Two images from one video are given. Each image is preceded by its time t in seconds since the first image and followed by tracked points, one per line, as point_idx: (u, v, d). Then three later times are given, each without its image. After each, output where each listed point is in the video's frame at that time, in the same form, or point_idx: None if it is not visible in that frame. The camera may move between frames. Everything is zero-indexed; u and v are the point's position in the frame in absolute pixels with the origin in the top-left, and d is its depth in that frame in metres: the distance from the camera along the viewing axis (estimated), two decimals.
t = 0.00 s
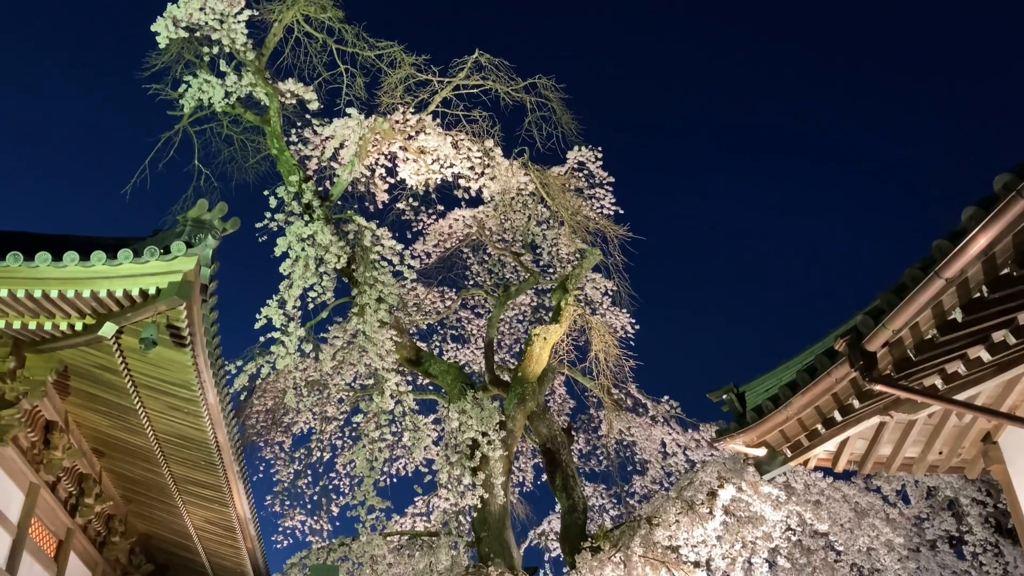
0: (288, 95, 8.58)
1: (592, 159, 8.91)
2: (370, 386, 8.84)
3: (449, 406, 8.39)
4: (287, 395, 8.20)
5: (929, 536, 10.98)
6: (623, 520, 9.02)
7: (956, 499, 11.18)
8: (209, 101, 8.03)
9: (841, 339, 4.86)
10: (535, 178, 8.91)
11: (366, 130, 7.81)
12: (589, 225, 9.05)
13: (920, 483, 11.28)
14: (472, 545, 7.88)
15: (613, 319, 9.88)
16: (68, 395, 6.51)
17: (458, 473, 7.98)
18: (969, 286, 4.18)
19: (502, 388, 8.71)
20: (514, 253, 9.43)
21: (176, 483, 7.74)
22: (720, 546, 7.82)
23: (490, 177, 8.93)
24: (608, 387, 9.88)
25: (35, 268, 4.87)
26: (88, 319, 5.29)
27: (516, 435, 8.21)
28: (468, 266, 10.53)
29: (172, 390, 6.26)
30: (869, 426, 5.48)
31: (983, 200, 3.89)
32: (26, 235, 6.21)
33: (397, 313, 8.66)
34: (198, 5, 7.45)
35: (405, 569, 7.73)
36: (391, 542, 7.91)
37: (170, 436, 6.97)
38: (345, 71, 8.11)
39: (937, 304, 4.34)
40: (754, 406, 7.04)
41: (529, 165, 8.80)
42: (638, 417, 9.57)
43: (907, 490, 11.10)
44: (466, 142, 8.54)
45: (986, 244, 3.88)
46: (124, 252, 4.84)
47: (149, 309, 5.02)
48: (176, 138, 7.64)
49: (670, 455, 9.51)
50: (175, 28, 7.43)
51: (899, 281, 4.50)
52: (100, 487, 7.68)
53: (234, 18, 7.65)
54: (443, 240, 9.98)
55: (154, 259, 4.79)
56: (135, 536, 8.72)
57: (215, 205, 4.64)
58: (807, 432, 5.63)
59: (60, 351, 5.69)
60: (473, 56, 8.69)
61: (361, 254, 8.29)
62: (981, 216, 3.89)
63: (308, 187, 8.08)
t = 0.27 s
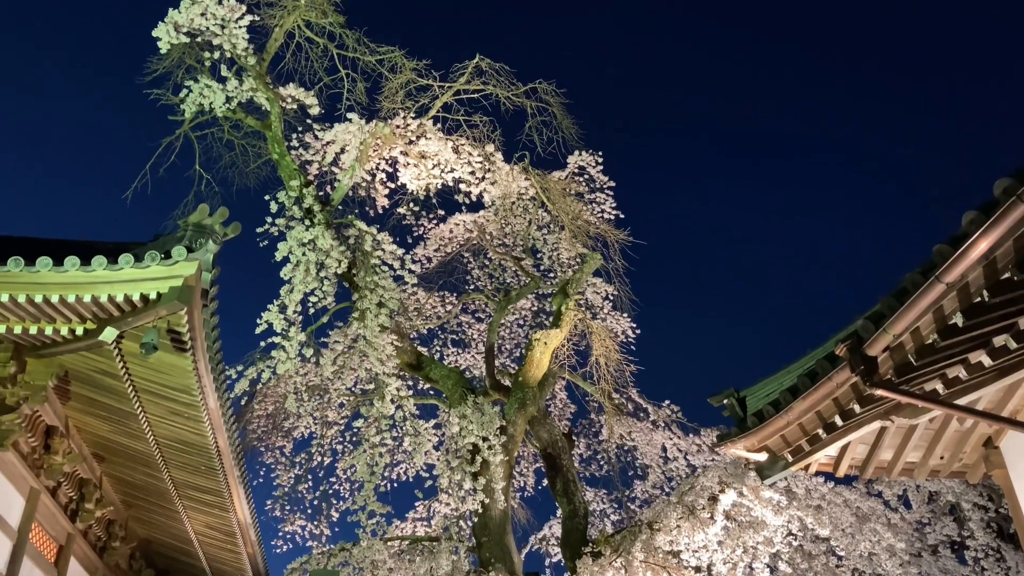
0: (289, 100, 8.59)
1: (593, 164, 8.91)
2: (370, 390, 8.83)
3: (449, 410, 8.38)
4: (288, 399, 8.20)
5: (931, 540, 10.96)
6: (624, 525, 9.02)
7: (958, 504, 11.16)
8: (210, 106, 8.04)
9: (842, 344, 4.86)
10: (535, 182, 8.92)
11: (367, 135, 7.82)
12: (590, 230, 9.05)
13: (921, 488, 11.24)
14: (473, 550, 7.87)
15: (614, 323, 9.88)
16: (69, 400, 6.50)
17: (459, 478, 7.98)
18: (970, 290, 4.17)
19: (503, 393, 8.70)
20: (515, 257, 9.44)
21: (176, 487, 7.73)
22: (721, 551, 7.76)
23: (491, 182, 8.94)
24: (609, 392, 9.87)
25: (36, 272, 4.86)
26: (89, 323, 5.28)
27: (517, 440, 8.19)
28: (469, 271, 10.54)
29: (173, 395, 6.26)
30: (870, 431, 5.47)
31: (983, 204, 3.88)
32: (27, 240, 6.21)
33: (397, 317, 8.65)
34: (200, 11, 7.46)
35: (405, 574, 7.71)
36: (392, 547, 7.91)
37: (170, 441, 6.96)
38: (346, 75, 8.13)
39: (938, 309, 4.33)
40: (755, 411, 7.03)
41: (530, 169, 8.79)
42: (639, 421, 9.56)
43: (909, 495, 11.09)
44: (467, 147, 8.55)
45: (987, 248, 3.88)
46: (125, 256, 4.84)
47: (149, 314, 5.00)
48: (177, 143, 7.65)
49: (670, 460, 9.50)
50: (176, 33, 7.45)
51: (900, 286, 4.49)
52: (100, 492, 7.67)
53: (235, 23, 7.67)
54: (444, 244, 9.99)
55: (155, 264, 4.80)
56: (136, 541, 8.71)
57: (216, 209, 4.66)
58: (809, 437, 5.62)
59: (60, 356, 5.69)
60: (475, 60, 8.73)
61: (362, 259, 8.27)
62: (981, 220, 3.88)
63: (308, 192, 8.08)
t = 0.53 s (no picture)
0: (290, 105, 8.61)
1: (594, 169, 8.91)
2: (371, 395, 8.82)
3: (450, 415, 8.38)
4: (288, 404, 8.19)
5: (932, 545, 10.95)
6: (626, 530, 9.00)
7: (960, 509, 11.14)
8: (211, 111, 8.05)
9: (843, 348, 4.85)
10: (536, 187, 8.94)
11: (368, 140, 7.81)
12: (590, 234, 9.05)
13: (922, 493, 11.21)
14: (474, 556, 7.86)
15: (615, 328, 9.88)
16: (69, 405, 6.49)
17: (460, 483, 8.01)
18: (970, 295, 4.17)
19: (504, 397, 8.70)
20: (516, 262, 9.44)
21: (177, 493, 7.72)
22: (722, 555, 7.71)
23: (491, 187, 8.96)
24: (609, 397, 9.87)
25: (37, 277, 4.87)
26: (89, 328, 5.28)
27: (517, 445, 8.17)
28: (470, 275, 10.55)
29: (174, 400, 6.25)
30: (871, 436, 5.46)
31: (984, 209, 3.88)
32: (27, 245, 6.21)
33: (398, 322, 8.64)
34: (201, 16, 7.48)
35: None
36: (392, 552, 7.93)
37: (170, 446, 6.95)
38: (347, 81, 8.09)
39: (939, 314, 4.32)
40: (756, 416, 7.02)
41: (530, 174, 8.81)
42: (640, 426, 9.54)
43: (910, 500, 11.08)
44: (468, 152, 8.56)
45: (988, 253, 3.87)
46: (126, 261, 4.84)
47: (150, 319, 4.99)
48: (178, 148, 7.65)
49: (671, 465, 9.49)
50: (177, 38, 7.46)
51: (900, 290, 4.48)
52: (101, 497, 7.66)
53: (236, 28, 7.69)
54: (445, 249, 9.99)
55: (156, 269, 4.80)
56: (136, 546, 8.69)
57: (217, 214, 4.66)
58: (810, 441, 5.60)
59: (61, 361, 5.68)
60: (476, 65, 8.77)
61: (363, 264, 8.27)
62: (982, 225, 3.88)
63: (309, 197, 8.07)
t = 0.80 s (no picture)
0: (291, 110, 8.62)
1: (595, 173, 8.90)
2: (372, 400, 8.82)
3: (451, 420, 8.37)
4: (289, 409, 8.18)
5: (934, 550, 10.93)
6: (627, 535, 8.99)
7: (961, 513, 11.13)
8: (212, 116, 8.06)
9: (843, 352, 4.84)
10: (536, 192, 8.94)
11: (368, 144, 7.82)
12: (591, 239, 9.04)
13: (923, 498, 11.20)
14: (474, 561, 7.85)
15: (616, 332, 9.88)
16: (70, 409, 6.49)
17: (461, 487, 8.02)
18: (971, 299, 4.16)
19: (505, 402, 8.70)
20: (517, 266, 9.45)
21: (177, 497, 7.71)
22: (723, 560, 7.73)
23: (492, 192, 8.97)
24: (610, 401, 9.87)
25: (39, 282, 4.88)
26: (90, 333, 5.27)
27: (518, 449, 8.16)
28: (471, 279, 10.55)
29: (174, 404, 6.25)
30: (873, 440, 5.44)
31: (985, 213, 3.88)
32: (28, 249, 6.21)
33: (398, 326, 8.63)
34: (202, 21, 7.49)
35: None
36: (393, 557, 7.92)
37: (171, 450, 6.95)
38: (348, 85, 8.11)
39: (940, 318, 4.32)
40: (756, 420, 7.02)
41: (530, 178, 8.81)
42: (641, 430, 9.52)
43: (912, 504, 11.07)
44: (469, 156, 8.57)
45: (989, 257, 3.87)
46: (127, 265, 4.84)
47: (151, 323, 4.98)
48: (178, 152, 7.66)
49: (672, 469, 9.47)
50: (178, 43, 7.48)
51: (901, 294, 4.48)
52: (101, 501, 7.66)
53: (237, 33, 7.71)
54: (445, 253, 10.00)
55: (157, 273, 4.80)
56: (136, 551, 8.68)
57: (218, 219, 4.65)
58: (811, 446, 5.59)
59: (62, 365, 5.68)
60: (476, 69, 8.78)
61: (364, 268, 8.28)
62: (982, 229, 3.88)
63: (310, 202, 8.08)
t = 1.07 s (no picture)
0: (292, 114, 8.63)
1: (595, 178, 8.91)
2: (372, 404, 8.81)
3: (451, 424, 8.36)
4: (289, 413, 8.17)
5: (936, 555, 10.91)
6: (628, 540, 8.99)
7: (963, 518, 11.11)
8: (213, 121, 8.07)
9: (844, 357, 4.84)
10: (537, 196, 8.94)
11: (369, 149, 7.84)
12: (591, 243, 9.04)
13: (925, 502, 11.19)
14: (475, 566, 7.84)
15: (616, 336, 9.87)
16: (70, 414, 6.49)
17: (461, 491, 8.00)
18: (972, 303, 4.16)
19: (505, 406, 8.70)
20: (517, 270, 9.44)
21: (177, 502, 7.71)
22: (725, 564, 7.68)
23: (493, 196, 8.97)
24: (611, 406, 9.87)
25: (40, 287, 4.89)
26: (90, 337, 5.27)
27: (519, 454, 8.16)
28: (471, 284, 10.55)
29: (175, 409, 6.25)
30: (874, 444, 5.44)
31: (985, 217, 3.89)
32: (29, 253, 6.22)
33: (398, 330, 8.62)
34: (203, 25, 7.50)
35: None
36: (393, 562, 7.90)
37: (171, 455, 6.94)
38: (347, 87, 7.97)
39: (941, 322, 4.31)
40: (757, 424, 7.02)
41: (531, 183, 8.81)
42: (642, 435, 9.52)
43: (913, 509, 11.05)
44: (469, 161, 8.57)
45: (989, 261, 3.87)
46: (127, 270, 4.84)
47: (152, 328, 4.98)
48: (179, 157, 7.67)
49: (673, 474, 9.47)
50: (179, 48, 7.50)
51: (901, 298, 4.48)
52: (101, 506, 7.65)
53: (238, 38, 7.72)
54: (445, 258, 10.00)
55: (158, 277, 4.80)
56: (136, 556, 8.67)
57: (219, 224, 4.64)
58: (812, 450, 5.57)
59: (62, 370, 5.68)
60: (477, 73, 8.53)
61: (364, 272, 8.28)
62: (983, 233, 3.88)
63: (311, 206, 8.09)
